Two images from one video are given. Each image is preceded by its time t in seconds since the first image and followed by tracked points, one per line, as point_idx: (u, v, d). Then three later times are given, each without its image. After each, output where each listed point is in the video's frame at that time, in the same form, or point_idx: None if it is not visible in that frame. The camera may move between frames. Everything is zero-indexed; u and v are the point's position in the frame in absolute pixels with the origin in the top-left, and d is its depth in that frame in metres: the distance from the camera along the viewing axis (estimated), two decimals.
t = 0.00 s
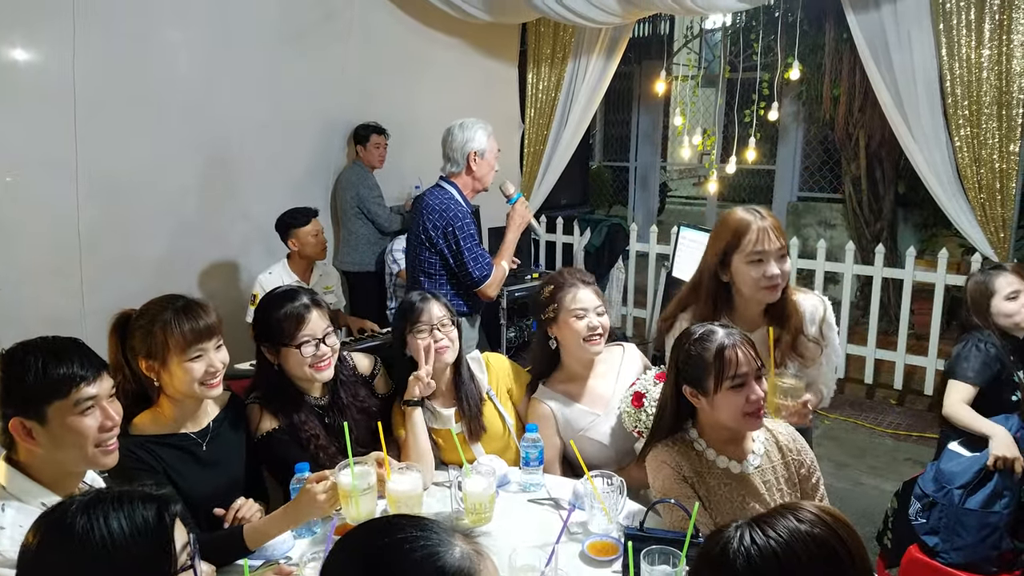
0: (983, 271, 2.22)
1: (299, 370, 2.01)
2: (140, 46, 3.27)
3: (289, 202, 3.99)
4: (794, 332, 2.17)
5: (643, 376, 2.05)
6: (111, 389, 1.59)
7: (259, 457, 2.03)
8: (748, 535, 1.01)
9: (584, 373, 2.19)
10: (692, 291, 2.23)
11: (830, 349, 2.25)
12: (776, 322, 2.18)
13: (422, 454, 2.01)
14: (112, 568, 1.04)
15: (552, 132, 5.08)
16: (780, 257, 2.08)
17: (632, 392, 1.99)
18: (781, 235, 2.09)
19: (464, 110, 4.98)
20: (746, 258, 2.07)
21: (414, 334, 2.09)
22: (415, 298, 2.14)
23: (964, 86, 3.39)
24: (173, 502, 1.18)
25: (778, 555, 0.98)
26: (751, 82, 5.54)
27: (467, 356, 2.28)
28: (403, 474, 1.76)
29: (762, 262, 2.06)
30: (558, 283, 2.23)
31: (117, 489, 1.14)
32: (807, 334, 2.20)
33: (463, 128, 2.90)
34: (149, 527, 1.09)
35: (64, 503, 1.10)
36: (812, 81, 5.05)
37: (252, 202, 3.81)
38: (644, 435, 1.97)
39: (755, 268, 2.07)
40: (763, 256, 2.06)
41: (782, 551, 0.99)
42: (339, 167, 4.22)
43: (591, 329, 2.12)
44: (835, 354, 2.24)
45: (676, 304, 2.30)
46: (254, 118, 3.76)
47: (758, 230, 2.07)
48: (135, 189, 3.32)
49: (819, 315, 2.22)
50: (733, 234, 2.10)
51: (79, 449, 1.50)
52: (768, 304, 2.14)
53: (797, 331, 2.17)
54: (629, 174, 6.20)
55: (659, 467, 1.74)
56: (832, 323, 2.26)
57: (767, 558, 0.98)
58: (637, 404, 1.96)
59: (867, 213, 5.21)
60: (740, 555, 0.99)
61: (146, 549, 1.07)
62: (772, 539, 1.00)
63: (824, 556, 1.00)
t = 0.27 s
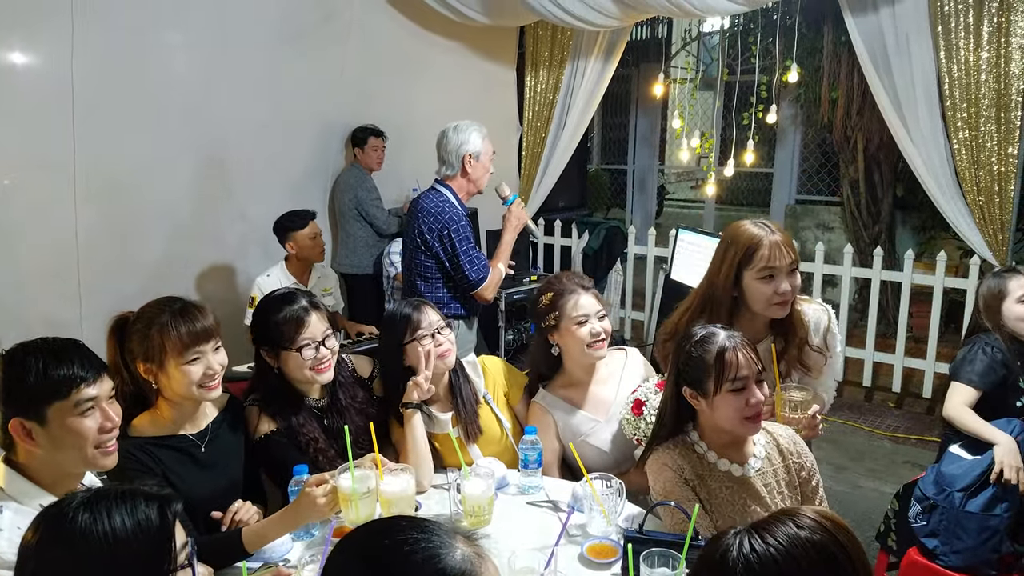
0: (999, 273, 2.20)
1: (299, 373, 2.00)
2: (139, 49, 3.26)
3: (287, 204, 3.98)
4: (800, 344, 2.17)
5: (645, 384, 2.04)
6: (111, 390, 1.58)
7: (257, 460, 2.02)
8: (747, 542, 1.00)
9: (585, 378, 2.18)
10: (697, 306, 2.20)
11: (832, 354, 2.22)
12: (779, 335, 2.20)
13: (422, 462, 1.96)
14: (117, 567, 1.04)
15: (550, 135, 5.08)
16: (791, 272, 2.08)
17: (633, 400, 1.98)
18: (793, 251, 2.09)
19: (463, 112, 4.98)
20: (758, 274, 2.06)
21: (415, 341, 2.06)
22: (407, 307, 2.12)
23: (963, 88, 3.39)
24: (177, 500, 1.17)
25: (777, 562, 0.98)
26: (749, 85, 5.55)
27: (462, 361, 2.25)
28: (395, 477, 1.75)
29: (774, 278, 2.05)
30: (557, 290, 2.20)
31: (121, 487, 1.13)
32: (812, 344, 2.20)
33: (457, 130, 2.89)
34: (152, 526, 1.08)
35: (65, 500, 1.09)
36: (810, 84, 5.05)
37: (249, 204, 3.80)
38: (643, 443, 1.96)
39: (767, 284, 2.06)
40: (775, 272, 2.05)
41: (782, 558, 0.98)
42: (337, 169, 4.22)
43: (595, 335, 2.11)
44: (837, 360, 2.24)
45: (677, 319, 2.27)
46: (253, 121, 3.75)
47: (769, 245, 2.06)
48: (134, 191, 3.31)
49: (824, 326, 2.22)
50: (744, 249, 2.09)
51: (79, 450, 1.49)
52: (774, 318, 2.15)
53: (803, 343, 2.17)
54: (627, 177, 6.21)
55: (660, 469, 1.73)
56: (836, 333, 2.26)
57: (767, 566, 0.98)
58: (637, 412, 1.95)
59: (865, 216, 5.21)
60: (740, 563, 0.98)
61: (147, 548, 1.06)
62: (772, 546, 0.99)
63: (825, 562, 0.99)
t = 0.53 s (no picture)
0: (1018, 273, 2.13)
1: (295, 377, 2.00)
2: (136, 52, 3.26)
3: (285, 206, 3.98)
4: (804, 340, 2.18)
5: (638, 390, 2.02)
6: (110, 392, 1.58)
7: (255, 462, 2.01)
8: (732, 542, 1.00)
9: (582, 383, 2.17)
10: (700, 303, 2.19)
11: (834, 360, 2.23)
12: (782, 333, 2.21)
13: (421, 465, 1.94)
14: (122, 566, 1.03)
15: (548, 136, 5.08)
16: (796, 270, 2.07)
17: (625, 407, 1.97)
18: (797, 248, 2.08)
19: (461, 114, 4.98)
20: (763, 272, 2.06)
21: (411, 351, 2.06)
22: (408, 309, 2.08)
23: (961, 89, 3.39)
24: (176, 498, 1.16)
25: (762, 562, 0.97)
26: (748, 86, 5.56)
27: (461, 362, 2.27)
28: (394, 478, 1.75)
29: (778, 277, 2.05)
30: (550, 297, 2.18)
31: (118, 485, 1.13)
32: (815, 341, 2.21)
33: (450, 132, 2.88)
34: (153, 525, 1.08)
35: (65, 497, 1.08)
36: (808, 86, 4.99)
37: (247, 206, 3.79)
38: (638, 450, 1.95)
39: (771, 282, 2.06)
40: (780, 270, 2.05)
41: (767, 557, 0.97)
42: (336, 171, 4.21)
43: (592, 341, 2.10)
44: (841, 358, 2.25)
45: (680, 316, 2.26)
46: (251, 123, 3.75)
47: (775, 243, 2.05)
48: (132, 193, 3.31)
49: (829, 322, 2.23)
50: (749, 246, 2.08)
51: (77, 452, 1.49)
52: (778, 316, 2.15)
53: (807, 339, 2.18)
54: (625, 179, 6.22)
55: (664, 470, 1.72)
56: (840, 330, 2.25)
57: (751, 565, 0.96)
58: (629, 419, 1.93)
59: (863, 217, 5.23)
60: (724, 563, 0.97)
61: (149, 546, 1.06)
62: (757, 546, 0.98)
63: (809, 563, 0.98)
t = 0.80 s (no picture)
0: None
1: (290, 384, 1.99)
2: (136, 55, 3.26)
3: (285, 209, 3.98)
4: (805, 342, 2.18)
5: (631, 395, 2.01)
6: (110, 394, 1.58)
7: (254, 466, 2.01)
8: (737, 544, 0.99)
9: (581, 387, 2.16)
10: (700, 305, 2.19)
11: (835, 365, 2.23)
12: (783, 334, 2.21)
13: (422, 467, 1.94)
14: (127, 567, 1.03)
15: (548, 139, 5.09)
16: (796, 271, 2.07)
17: (619, 412, 1.96)
18: (798, 249, 2.08)
19: (461, 118, 4.99)
20: (763, 273, 2.05)
21: (415, 351, 2.05)
22: (410, 312, 2.09)
23: (960, 92, 3.39)
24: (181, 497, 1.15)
25: (768, 564, 0.96)
26: (748, 89, 5.56)
27: (460, 365, 2.24)
28: (394, 480, 1.74)
29: (778, 278, 2.05)
30: (548, 304, 2.16)
31: (123, 484, 1.12)
32: (816, 344, 2.21)
33: (442, 141, 2.87)
34: (159, 525, 1.07)
35: (67, 497, 1.08)
36: (807, 88, 4.95)
37: (247, 210, 3.79)
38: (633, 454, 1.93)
39: (771, 283, 2.05)
40: (780, 271, 2.05)
41: (772, 559, 0.96)
42: (336, 174, 4.22)
43: (591, 350, 2.10)
44: (842, 361, 2.24)
45: (681, 318, 2.26)
46: (250, 126, 3.75)
47: (775, 244, 2.05)
48: (132, 197, 3.31)
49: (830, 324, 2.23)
50: (749, 247, 2.08)
51: (77, 454, 1.49)
52: (779, 318, 2.14)
53: (808, 342, 2.18)
54: (625, 182, 6.23)
55: (665, 474, 1.71)
56: (841, 332, 2.25)
57: (757, 567, 0.96)
58: (622, 423, 1.92)
59: (863, 220, 5.23)
60: (729, 565, 0.97)
61: (152, 545, 1.05)
62: (762, 548, 0.98)
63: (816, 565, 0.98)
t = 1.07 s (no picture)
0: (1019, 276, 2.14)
1: (285, 387, 1.98)
2: (136, 59, 3.26)
3: (284, 212, 3.98)
4: (805, 345, 2.18)
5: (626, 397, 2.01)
6: (106, 396, 1.57)
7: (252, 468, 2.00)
8: (750, 543, 1.00)
9: (581, 389, 2.17)
10: (700, 307, 2.19)
11: (834, 366, 2.24)
12: (783, 336, 2.20)
13: (423, 468, 1.93)
14: (126, 565, 1.03)
15: (547, 142, 5.10)
16: (796, 273, 2.07)
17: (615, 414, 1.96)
18: (798, 251, 2.07)
19: (460, 120, 4.99)
20: (763, 275, 2.05)
21: (413, 353, 2.04)
22: (406, 315, 2.08)
23: (960, 94, 3.40)
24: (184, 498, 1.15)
25: (781, 562, 0.96)
26: (747, 91, 5.58)
27: (457, 368, 2.21)
28: (393, 480, 1.73)
29: (778, 280, 2.05)
30: (547, 305, 2.16)
31: (128, 484, 1.12)
32: (816, 346, 2.21)
33: (433, 141, 2.88)
34: (161, 525, 1.07)
35: (69, 497, 1.07)
36: (807, 91, 5.04)
37: (246, 212, 3.79)
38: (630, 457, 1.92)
39: (771, 286, 2.05)
40: (780, 274, 2.04)
41: (786, 558, 0.97)
42: (335, 177, 4.22)
43: (589, 351, 2.09)
44: (841, 363, 2.25)
45: (680, 321, 2.25)
46: (250, 129, 3.75)
47: (775, 246, 2.05)
48: (131, 199, 3.31)
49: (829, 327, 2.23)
50: (749, 249, 2.08)
51: (73, 456, 1.49)
52: (778, 320, 2.14)
53: (807, 344, 2.18)
54: (625, 185, 6.25)
55: (670, 475, 1.72)
56: (841, 334, 2.26)
57: (770, 566, 0.96)
58: (619, 425, 1.92)
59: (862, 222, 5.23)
60: (742, 564, 0.97)
61: (152, 546, 1.05)
62: (775, 546, 0.98)
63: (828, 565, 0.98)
